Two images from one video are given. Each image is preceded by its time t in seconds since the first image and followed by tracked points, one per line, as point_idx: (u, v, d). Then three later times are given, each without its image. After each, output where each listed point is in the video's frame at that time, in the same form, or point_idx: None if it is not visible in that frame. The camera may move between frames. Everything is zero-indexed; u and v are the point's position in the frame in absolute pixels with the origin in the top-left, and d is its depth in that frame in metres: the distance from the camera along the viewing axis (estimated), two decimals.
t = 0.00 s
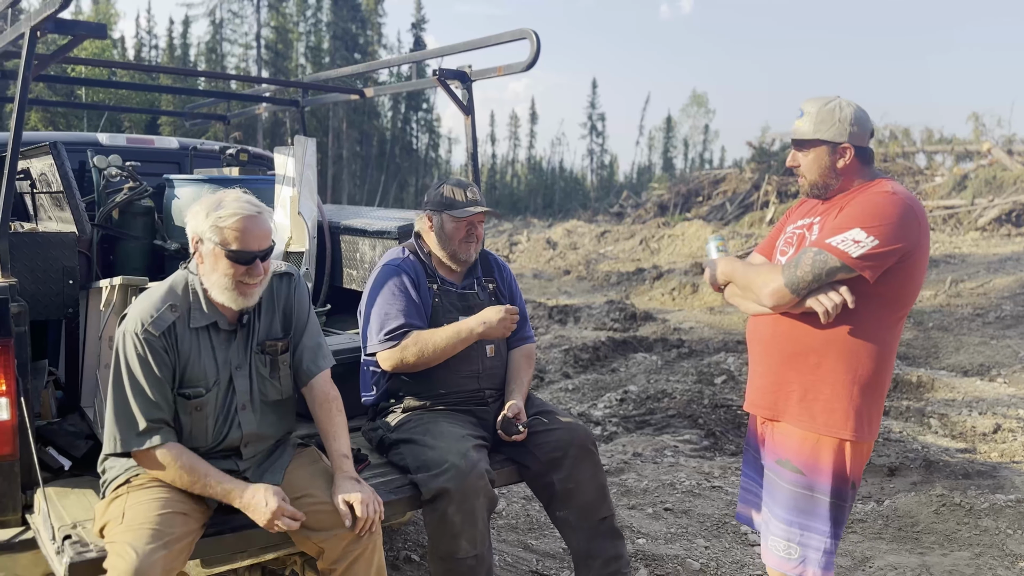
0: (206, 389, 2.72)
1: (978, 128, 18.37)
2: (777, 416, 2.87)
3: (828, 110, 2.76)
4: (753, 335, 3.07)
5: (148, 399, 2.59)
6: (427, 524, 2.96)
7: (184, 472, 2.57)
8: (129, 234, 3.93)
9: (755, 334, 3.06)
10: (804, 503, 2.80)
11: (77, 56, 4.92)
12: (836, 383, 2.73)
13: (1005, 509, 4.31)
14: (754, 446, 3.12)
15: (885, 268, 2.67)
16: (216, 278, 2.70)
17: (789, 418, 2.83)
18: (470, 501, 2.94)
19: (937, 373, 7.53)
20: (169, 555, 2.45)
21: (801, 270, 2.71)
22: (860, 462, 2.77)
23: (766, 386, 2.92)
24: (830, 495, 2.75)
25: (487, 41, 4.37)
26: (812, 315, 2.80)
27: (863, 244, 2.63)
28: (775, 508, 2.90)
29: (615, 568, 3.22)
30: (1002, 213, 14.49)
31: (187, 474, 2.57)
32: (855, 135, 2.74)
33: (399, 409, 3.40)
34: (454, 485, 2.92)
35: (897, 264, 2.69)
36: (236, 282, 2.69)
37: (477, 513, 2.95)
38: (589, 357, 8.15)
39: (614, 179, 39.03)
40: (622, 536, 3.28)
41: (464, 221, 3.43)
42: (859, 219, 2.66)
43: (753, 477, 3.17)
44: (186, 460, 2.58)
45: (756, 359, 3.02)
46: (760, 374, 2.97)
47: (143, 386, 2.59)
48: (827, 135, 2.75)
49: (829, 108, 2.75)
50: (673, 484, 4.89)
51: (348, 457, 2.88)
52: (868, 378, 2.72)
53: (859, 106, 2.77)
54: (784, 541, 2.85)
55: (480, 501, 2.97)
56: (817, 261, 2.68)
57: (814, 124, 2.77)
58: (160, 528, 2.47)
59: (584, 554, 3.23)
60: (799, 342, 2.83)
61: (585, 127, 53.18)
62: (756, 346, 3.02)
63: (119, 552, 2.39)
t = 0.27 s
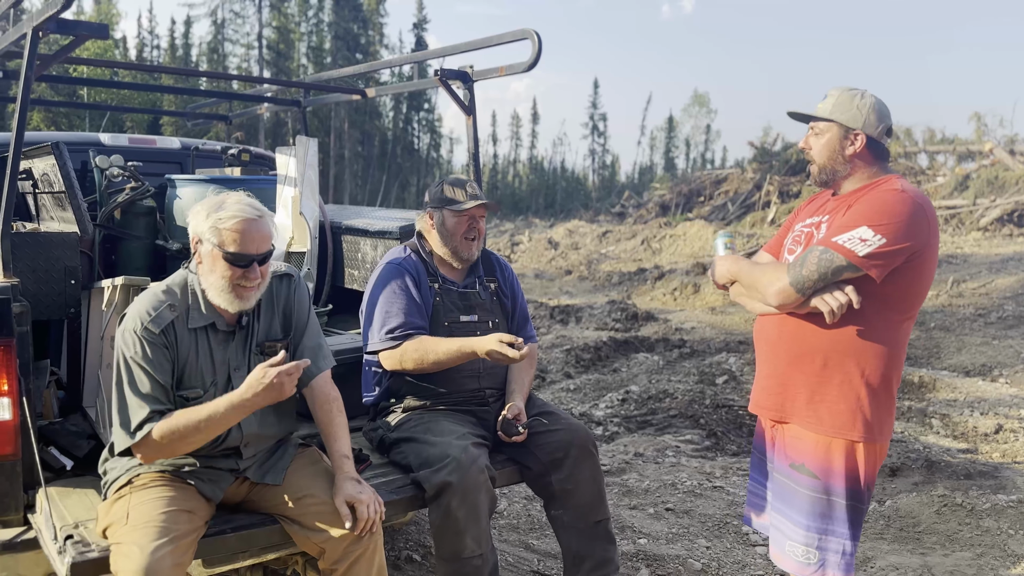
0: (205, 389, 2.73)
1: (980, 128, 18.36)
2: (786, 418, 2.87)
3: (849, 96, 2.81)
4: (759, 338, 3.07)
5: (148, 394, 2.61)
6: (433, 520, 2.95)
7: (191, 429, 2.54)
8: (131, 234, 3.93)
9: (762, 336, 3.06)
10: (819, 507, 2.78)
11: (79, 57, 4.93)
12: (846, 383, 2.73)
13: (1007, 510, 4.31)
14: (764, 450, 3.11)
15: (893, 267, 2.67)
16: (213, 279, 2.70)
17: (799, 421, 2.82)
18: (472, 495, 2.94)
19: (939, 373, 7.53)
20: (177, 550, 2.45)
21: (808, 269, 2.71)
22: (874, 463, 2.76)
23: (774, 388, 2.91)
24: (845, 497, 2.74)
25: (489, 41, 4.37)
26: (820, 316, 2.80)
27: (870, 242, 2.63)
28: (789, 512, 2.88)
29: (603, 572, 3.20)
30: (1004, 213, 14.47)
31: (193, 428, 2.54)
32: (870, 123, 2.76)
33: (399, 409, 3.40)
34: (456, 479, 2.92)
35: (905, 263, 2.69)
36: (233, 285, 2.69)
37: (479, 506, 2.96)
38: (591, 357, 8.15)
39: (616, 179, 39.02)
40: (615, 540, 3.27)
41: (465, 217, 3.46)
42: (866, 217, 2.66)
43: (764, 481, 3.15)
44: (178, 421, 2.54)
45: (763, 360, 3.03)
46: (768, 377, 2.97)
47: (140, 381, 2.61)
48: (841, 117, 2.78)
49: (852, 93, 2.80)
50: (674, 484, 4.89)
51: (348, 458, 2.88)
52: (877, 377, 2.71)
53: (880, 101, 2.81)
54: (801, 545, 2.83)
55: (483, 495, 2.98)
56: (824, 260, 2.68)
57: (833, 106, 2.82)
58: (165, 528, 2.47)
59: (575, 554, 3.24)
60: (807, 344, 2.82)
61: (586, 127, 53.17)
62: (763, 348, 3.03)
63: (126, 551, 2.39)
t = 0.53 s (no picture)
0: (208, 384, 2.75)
1: (981, 128, 18.36)
2: (802, 423, 2.86)
3: (851, 97, 2.80)
4: (776, 341, 3.07)
5: (169, 374, 2.64)
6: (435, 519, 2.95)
7: (206, 392, 2.57)
8: (132, 233, 3.93)
9: (778, 340, 3.06)
10: (835, 512, 2.77)
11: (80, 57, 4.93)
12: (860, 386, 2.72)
13: (1008, 510, 4.30)
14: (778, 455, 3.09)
15: (908, 267, 2.65)
16: (212, 279, 2.71)
17: (814, 425, 2.81)
18: (474, 491, 2.95)
19: (941, 373, 7.52)
20: (183, 547, 2.45)
21: (819, 271, 2.71)
22: (891, 467, 2.74)
23: (789, 392, 2.91)
24: (862, 501, 2.73)
25: (490, 41, 4.37)
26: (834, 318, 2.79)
27: (883, 243, 2.62)
28: (803, 518, 2.87)
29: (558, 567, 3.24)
30: (1005, 213, 14.46)
31: (207, 389, 2.58)
32: (875, 123, 2.75)
33: (400, 408, 3.40)
34: (458, 475, 2.92)
35: (920, 263, 2.67)
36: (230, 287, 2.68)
37: (481, 503, 2.96)
38: (592, 357, 8.15)
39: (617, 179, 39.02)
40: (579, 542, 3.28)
41: (466, 216, 3.48)
42: (879, 218, 2.65)
43: (777, 486, 3.12)
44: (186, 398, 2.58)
45: (779, 364, 3.03)
46: (784, 381, 2.96)
47: (160, 363, 2.65)
48: (845, 121, 2.78)
49: (852, 95, 2.80)
50: (675, 484, 4.89)
51: (349, 457, 2.88)
52: (892, 379, 2.69)
53: (883, 96, 2.78)
54: (816, 552, 2.81)
55: (484, 492, 2.98)
56: (837, 261, 2.67)
57: (835, 111, 2.81)
58: (170, 527, 2.47)
59: (538, 543, 3.27)
60: (821, 347, 2.82)
61: (587, 127, 53.15)
62: (779, 351, 3.03)
63: (133, 550, 2.39)
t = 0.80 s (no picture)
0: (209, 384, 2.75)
1: (982, 128, 18.36)
2: (815, 432, 2.83)
3: (862, 98, 2.78)
4: (790, 347, 3.06)
5: (165, 379, 2.64)
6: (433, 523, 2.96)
7: (205, 396, 2.58)
8: (133, 234, 3.94)
9: (792, 345, 3.05)
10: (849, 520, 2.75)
11: (81, 57, 4.93)
12: (872, 392, 2.69)
13: (1009, 510, 4.31)
14: (790, 460, 3.05)
15: (920, 270, 2.62)
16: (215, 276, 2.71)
17: (826, 432, 2.79)
18: (474, 499, 2.95)
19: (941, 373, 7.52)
20: (179, 551, 2.44)
21: (825, 277, 2.71)
22: (907, 473, 2.71)
23: (804, 399, 2.89)
24: (876, 509, 2.71)
25: (491, 41, 4.38)
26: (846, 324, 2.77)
27: (893, 246, 2.60)
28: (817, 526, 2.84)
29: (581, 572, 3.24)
30: (1006, 213, 14.45)
31: (207, 394, 2.58)
32: (887, 123, 2.74)
33: (403, 409, 3.39)
34: (456, 483, 2.93)
35: (934, 265, 2.63)
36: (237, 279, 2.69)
37: (480, 510, 2.96)
38: (593, 357, 8.14)
39: (618, 179, 39.01)
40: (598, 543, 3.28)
41: (473, 215, 3.49)
42: (887, 220, 2.63)
43: (785, 491, 3.07)
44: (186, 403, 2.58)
45: (793, 371, 3.01)
46: (798, 387, 2.94)
47: (158, 367, 2.65)
48: (856, 123, 2.77)
49: (862, 97, 2.78)
50: (676, 484, 4.89)
51: (350, 457, 2.88)
52: (906, 384, 2.66)
53: (896, 95, 2.76)
54: (830, 562, 2.78)
55: (484, 498, 2.98)
56: (848, 266, 2.66)
57: (846, 113, 2.80)
58: (168, 527, 2.47)
59: (558, 550, 3.28)
60: (834, 353, 2.80)
61: (588, 127, 53.14)
62: (792, 357, 3.01)
63: (129, 551, 2.38)
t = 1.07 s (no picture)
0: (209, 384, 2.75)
1: (982, 127, 18.36)
2: (820, 434, 2.83)
3: (879, 95, 2.78)
4: (796, 348, 3.06)
5: (161, 382, 2.64)
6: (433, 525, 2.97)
7: (207, 398, 2.58)
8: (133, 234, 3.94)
9: (799, 345, 3.05)
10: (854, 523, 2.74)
11: (83, 58, 4.94)
12: (877, 393, 2.70)
13: (1009, 510, 4.31)
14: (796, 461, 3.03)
15: (927, 272, 2.62)
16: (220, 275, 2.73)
17: (829, 434, 2.79)
18: (474, 500, 2.95)
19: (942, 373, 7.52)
20: (177, 552, 2.44)
21: (830, 277, 2.71)
22: (911, 477, 2.70)
23: (810, 400, 2.89)
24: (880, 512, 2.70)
25: (491, 41, 4.38)
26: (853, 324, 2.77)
27: (900, 247, 2.61)
28: (824, 530, 2.83)
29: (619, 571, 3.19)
30: (1007, 213, 14.44)
31: (207, 397, 2.58)
32: (903, 121, 2.73)
33: (404, 409, 3.40)
34: (457, 485, 2.93)
35: (942, 267, 2.63)
36: (242, 275, 2.72)
37: (481, 512, 2.96)
38: (593, 357, 8.15)
39: (618, 179, 39.02)
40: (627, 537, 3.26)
41: (473, 224, 3.47)
42: (895, 221, 2.64)
43: (792, 493, 3.06)
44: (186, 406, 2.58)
45: (800, 371, 3.00)
46: (804, 388, 2.94)
47: (155, 369, 2.65)
48: (872, 120, 2.77)
49: (881, 93, 2.78)
50: (677, 484, 4.89)
51: (351, 456, 2.88)
52: (911, 386, 2.65)
53: (914, 93, 2.76)
54: (836, 566, 2.77)
55: (485, 500, 2.98)
56: (853, 266, 2.67)
57: (863, 109, 2.80)
58: (167, 528, 2.47)
59: (589, 553, 3.23)
60: (840, 353, 2.81)
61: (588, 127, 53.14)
62: (799, 357, 3.02)
63: (128, 551, 2.39)
